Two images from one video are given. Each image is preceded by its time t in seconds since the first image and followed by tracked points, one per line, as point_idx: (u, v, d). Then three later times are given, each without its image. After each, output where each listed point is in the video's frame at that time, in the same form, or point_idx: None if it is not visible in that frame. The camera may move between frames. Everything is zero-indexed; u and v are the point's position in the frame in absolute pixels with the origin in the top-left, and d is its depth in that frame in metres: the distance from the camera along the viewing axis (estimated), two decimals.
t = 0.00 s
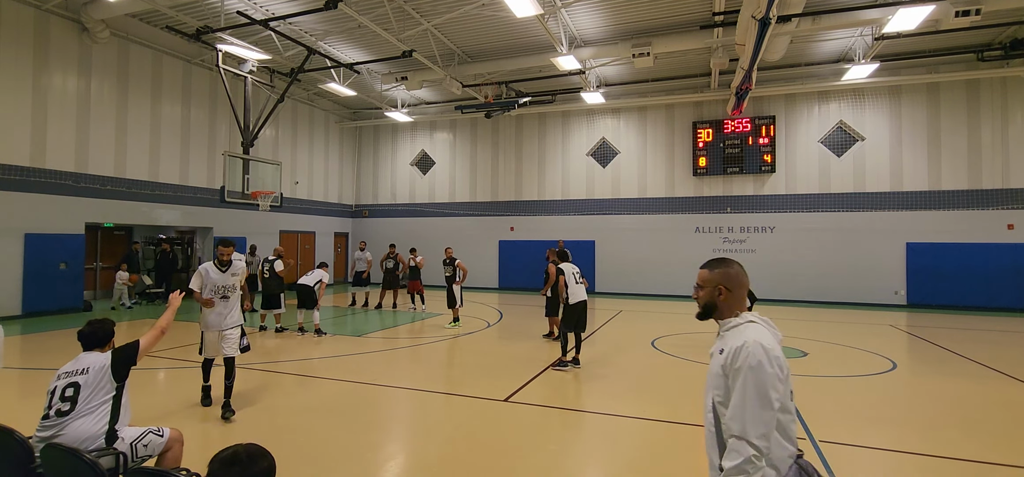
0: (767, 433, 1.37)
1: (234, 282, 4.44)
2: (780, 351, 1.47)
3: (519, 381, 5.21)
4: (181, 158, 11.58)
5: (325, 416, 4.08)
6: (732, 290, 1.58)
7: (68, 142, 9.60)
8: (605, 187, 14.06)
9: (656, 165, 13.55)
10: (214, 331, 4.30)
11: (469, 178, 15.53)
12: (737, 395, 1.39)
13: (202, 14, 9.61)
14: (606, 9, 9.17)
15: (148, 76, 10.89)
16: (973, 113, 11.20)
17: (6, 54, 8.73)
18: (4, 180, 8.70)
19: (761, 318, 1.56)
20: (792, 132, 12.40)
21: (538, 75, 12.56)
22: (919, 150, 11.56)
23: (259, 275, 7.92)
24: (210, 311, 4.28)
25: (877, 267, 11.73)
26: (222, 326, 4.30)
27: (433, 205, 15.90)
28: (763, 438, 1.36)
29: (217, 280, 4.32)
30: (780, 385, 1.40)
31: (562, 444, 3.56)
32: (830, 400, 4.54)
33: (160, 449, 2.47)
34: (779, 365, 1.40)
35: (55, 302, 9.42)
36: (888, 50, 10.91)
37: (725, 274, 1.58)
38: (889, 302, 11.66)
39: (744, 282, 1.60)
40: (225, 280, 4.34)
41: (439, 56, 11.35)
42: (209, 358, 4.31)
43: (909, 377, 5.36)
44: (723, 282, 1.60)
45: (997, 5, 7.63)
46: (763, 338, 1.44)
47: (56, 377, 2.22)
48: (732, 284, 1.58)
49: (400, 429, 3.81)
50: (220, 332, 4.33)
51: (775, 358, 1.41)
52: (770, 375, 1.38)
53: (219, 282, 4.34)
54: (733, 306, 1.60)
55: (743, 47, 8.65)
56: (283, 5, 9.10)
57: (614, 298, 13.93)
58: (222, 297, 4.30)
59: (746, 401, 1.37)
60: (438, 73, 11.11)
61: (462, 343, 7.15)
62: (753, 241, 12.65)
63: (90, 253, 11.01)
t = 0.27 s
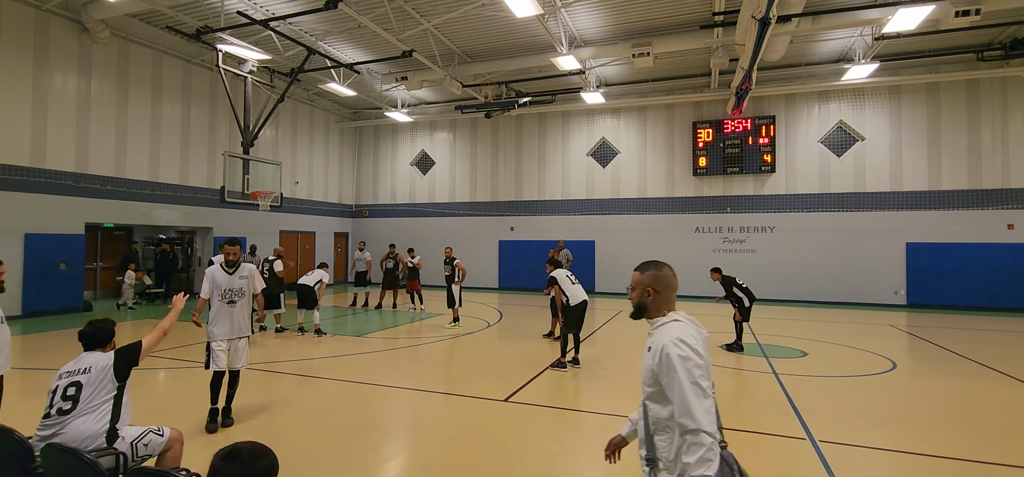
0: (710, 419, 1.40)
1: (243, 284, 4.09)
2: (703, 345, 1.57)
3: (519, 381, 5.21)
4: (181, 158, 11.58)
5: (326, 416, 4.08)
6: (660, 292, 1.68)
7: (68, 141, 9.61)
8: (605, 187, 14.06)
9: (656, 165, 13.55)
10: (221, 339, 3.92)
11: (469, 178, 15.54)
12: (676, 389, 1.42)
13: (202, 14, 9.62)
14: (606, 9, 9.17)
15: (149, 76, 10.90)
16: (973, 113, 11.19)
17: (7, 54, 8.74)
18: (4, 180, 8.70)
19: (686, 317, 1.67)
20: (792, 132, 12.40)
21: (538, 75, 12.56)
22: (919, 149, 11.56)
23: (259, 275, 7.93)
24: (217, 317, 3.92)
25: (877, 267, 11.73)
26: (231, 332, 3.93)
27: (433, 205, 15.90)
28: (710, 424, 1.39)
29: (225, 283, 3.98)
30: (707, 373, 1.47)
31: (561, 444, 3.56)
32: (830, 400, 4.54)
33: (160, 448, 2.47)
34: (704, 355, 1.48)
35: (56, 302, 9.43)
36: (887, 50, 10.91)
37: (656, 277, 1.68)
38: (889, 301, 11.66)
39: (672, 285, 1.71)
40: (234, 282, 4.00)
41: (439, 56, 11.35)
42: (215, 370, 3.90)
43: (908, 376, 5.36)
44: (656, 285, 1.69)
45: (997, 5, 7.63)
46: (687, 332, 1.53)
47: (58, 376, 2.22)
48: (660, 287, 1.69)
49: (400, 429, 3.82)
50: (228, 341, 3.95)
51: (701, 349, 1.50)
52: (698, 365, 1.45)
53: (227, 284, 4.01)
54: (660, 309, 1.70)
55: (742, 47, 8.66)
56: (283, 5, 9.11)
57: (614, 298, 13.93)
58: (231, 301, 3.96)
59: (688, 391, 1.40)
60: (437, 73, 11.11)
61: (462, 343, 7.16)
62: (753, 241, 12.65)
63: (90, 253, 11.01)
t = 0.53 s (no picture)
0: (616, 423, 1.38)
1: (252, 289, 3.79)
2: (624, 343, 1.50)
3: (518, 381, 5.21)
4: (181, 158, 11.58)
5: (325, 416, 4.08)
6: (590, 290, 1.59)
7: (68, 142, 9.61)
8: (605, 187, 14.06)
9: (656, 165, 13.55)
10: (236, 351, 3.63)
11: (469, 178, 15.53)
12: (583, 390, 1.39)
13: (202, 14, 9.62)
14: (606, 9, 9.16)
15: (148, 76, 10.90)
16: (973, 113, 11.19)
17: (7, 54, 8.74)
18: (4, 180, 8.70)
19: (612, 314, 1.60)
20: (792, 132, 12.40)
21: (538, 76, 12.56)
22: (918, 149, 11.56)
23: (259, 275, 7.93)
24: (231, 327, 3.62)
25: (877, 267, 11.73)
26: (247, 342, 3.67)
27: (433, 206, 15.90)
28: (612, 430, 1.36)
29: (237, 289, 3.69)
30: (621, 376, 1.41)
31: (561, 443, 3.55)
32: (830, 400, 4.54)
33: (160, 448, 2.46)
34: (618, 354, 1.41)
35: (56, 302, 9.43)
36: (888, 50, 10.90)
37: (585, 275, 1.59)
38: (890, 302, 11.66)
39: (602, 282, 1.62)
40: (247, 289, 3.73)
41: (439, 56, 11.35)
42: (231, 386, 3.59)
43: (908, 376, 5.36)
44: (586, 279, 1.61)
45: (997, 5, 7.64)
46: (607, 332, 1.45)
47: (59, 375, 2.22)
48: (589, 284, 1.60)
49: (400, 429, 3.82)
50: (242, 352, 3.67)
51: (618, 351, 1.43)
52: (609, 369, 1.37)
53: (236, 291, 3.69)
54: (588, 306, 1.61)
55: (742, 47, 8.66)
56: (283, 5, 9.11)
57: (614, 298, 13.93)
58: (245, 309, 3.69)
59: (593, 392, 1.37)
60: (437, 73, 11.11)
61: (462, 343, 7.15)
62: (753, 241, 12.65)
63: (90, 253, 11.02)
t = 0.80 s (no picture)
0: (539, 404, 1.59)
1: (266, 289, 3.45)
2: (559, 334, 1.71)
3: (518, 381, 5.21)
4: (181, 158, 11.58)
5: (326, 416, 4.08)
6: (536, 285, 1.81)
7: (67, 141, 9.60)
8: (605, 187, 14.06)
9: (656, 165, 13.55)
10: (242, 354, 3.30)
11: (469, 177, 15.53)
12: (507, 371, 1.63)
13: (202, 14, 9.62)
14: (606, 9, 9.16)
15: (148, 76, 10.89)
16: (973, 113, 11.20)
17: (6, 54, 8.73)
18: (3, 180, 8.69)
19: (558, 307, 1.81)
20: (792, 132, 12.40)
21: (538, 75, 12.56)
22: (918, 149, 11.56)
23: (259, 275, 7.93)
24: (239, 329, 3.29)
25: (876, 267, 11.74)
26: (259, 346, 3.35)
27: (433, 205, 15.89)
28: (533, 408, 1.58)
29: (249, 288, 3.35)
30: (543, 362, 1.63)
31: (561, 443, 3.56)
32: (830, 400, 4.54)
33: (159, 449, 2.43)
34: (547, 347, 1.64)
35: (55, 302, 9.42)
36: (888, 50, 10.90)
37: (533, 271, 1.80)
38: (890, 301, 11.66)
39: (550, 277, 1.84)
40: (259, 288, 3.39)
41: (439, 56, 11.34)
42: (234, 391, 3.28)
43: (909, 376, 5.36)
44: (536, 277, 1.82)
45: (997, 5, 7.64)
46: (539, 324, 1.68)
47: (57, 377, 2.23)
48: (537, 280, 1.81)
49: (400, 429, 3.82)
50: (249, 356, 3.34)
51: (548, 341, 1.66)
52: (534, 356, 1.61)
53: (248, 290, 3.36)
54: (535, 300, 1.83)
55: (743, 47, 8.66)
56: (283, 5, 9.10)
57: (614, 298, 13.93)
58: (255, 310, 3.35)
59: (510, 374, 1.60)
60: (438, 73, 11.10)
61: (462, 343, 7.15)
62: (753, 241, 12.65)
63: (90, 253, 11.01)
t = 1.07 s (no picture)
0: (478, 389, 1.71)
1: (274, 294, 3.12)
2: (505, 325, 1.83)
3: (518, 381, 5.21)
4: (181, 158, 11.57)
5: (325, 416, 4.08)
6: (488, 284, 1.96)
7: (67, 142, 9.59)
8: (605, 187, 14.05)
9: (656, 165, 13.55)
10: (244, 364, 3.01)
11: (469, 177, 15.53)
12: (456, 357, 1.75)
13: (202, 14, 9.62)
14: (606, 9, 9.16)
15: (148, 76, 10.89)
16: (973, 113, 11.20)
17: (6, 53, 8.73)
18: (3, 180, 8.69)
19: (506, 304, 1.95)
20: (792, 132, 12.40)
21: (538, 76, 12.57)
22: (918, 149, 11.56)
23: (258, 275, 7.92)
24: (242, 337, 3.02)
25: (876, 267, 11.75)
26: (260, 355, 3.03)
27: (433, 206, 15.89)
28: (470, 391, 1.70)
29: (253, 292, 3.06)
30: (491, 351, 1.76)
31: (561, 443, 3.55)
32: (830, 400, 4.54)
33: (159, 450, 2.41)
34: (495, 335, 1.77)
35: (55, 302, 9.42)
36: (888, 50, 10.90)
37: (488, 271, 1.96)
38: (890, 301, 11.66)
39: (501, 278, 1.99)
40: (265, 293, 3.07)
41: (439, 56, 11.34)
42: (237, 405, 2.98)
43: (908, 377, 5.36)
44: (487, 275, 1.97)
45: (997, 5, 7.64)
46: (488, 315, 1.80)
47: (56, 376, 2.24)
48: (489, 279, 1.97)
49: (399, 429, 3.81)
50: (255, 366, 3.04)
51: (492, 330, 1.77)
52: (475, 343, 1.72)
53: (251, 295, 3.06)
54: (489, 297, 1.98)
55: (743, 47, 8.66)
56: (283, 5, 9.10)
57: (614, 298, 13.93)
58: (258, 317, 3.04)
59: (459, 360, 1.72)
60: (438, 73, 11.10)
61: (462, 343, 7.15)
62: (753, 241, 12.65)
63: (90, 253, 11.01)
